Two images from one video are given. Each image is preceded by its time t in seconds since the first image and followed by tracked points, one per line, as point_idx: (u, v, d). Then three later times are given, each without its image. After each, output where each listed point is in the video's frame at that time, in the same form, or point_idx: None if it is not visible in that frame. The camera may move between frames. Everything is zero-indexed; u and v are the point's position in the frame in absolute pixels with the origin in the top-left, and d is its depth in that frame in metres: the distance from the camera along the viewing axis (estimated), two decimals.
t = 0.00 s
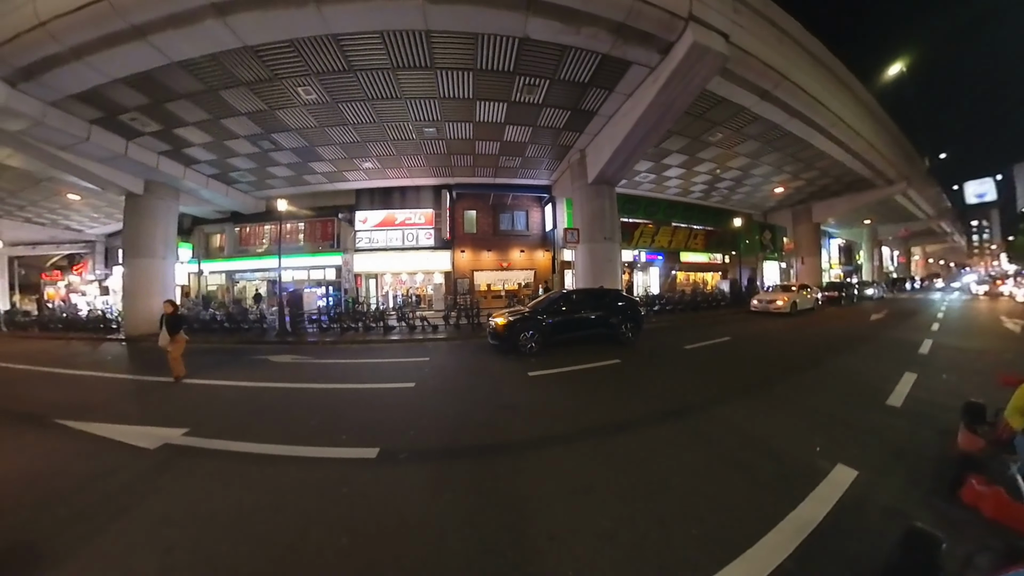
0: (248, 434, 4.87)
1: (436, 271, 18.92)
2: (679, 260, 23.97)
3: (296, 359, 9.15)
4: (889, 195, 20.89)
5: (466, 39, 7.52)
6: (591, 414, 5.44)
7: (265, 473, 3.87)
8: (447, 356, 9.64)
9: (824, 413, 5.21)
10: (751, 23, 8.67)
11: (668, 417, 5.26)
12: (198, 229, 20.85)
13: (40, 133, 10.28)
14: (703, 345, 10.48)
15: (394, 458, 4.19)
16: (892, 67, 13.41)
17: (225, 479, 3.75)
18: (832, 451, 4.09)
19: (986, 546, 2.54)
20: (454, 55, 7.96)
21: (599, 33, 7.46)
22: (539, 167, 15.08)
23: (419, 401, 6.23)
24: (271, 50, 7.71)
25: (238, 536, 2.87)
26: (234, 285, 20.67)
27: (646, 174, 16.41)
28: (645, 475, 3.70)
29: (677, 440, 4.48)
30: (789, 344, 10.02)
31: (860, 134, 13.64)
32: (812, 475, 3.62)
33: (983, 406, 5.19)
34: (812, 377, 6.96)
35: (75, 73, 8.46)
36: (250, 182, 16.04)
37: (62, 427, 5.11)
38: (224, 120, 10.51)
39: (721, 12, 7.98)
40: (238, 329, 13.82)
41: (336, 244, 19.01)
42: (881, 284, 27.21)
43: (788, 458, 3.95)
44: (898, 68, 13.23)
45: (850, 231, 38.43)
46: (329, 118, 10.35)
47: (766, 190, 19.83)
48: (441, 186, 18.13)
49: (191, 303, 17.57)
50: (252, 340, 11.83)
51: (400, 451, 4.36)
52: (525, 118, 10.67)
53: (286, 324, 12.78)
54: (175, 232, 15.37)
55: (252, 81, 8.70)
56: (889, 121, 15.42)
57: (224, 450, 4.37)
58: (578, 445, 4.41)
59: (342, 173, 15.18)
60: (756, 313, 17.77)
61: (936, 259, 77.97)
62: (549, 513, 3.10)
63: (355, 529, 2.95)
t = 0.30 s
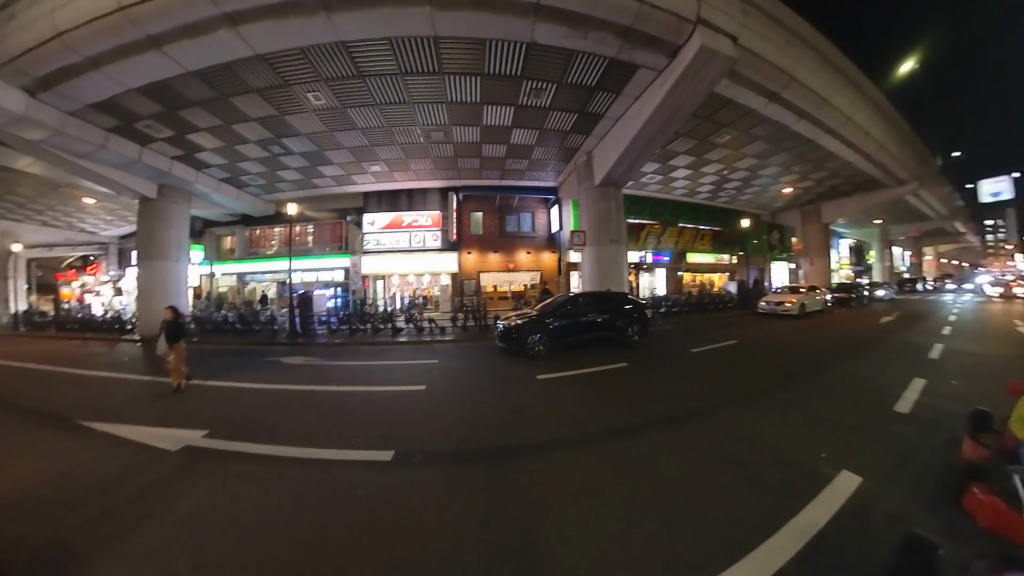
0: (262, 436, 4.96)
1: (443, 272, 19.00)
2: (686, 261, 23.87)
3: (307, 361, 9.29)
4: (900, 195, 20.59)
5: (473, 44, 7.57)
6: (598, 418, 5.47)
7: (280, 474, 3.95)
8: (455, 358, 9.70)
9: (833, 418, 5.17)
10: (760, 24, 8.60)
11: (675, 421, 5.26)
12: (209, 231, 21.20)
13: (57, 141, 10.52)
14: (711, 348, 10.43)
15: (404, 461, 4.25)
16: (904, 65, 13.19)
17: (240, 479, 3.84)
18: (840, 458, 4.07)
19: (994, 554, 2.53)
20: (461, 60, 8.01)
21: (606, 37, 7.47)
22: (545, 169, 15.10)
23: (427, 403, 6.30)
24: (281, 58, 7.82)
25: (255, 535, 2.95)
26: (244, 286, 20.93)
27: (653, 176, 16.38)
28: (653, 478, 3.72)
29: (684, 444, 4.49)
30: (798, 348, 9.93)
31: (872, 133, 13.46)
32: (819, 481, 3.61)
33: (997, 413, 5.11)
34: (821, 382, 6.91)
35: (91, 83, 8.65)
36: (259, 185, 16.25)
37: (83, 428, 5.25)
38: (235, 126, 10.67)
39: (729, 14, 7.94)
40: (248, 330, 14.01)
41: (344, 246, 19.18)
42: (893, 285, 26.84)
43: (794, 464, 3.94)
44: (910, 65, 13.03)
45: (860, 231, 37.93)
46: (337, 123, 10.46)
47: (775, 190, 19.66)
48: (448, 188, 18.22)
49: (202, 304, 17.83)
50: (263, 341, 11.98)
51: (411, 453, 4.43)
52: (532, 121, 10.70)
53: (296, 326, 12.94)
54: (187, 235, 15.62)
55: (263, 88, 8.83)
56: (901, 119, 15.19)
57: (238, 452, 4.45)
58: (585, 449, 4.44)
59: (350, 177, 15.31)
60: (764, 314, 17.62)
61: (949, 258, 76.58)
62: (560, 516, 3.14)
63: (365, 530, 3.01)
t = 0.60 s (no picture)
0: (269, 432, 4.98)
1: (451, 271, 19.04)
2: (697, 260, 23.60)
3: (315, 358, 9.35)
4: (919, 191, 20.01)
5: (478, 41, 7.56)
6: (606, 418, 5.37)
7: (286, 469, 3.96)
8: (462, 357, 9.70)
9: (851, 422, 5.00)
10: (770, 15, 8.43)
11: (685, 422, 5.14)
12: (222, 232, 21.62)
13: (75, 144, 10.80)
14: (723, 348, 10.23)
15: (408, 459, 4.21)
16: (922, 55, 12.80)
17: (245, 475, 3.84)
18: (859, 463, 3.91)
19: None
20: (467, 58, 8.02)
21: (612, 31, 7.40)
22: (553, 168, 15.04)
23: (434, 401, 6.27)
24: (289, 59, 7.92)
25: (259, 531, 2.95)
26: (256, 285, 21.26)
27: (662, 173, 16.22)
28: (662, 481, 3.63)
29: (694, 446, 4.37)
30: (814, 349, 9.68)
31: (889, 126, 13.11)
32: (837, 486, 3.46)
33: None
34: (838, 383, 6.70)
35: (106, 87, 8.87)
36: (270, 186, 16.47)
37: (98, 421, 5.37)
38: (245, 128, 10.83)
39: (738, 4, 7.80)
40: (259, 328, 14.26)
41: (353, 246, 19.34)
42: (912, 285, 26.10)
43: (810, 469, 3.80)
44: (928, 55, 12.65)
45: (877, 229, 37.05)
46: (345, 123, 10.56)
47: (788, 187, 19.31)
48: (456, 187, 18.26)
49: (215, 303, 18.16)
50: (272, 339, 12.13)
51: (417, 452, 4.40)
52: (539, 118, 10.65)
53: (305, 324, 13.10)
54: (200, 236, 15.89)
55: (272, 90, 8.95)
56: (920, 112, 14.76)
57: (246, 447, 4.49)
58: (592, 450, 4.35)
59: (358, 177, 15.43)
60: (777, 314, 17.26)
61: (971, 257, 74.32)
62: (565, 518, 3.07)
63: (367, 528, 2.98)
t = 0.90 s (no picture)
0: (279, 431, 5.00)
1: (459, 271, 19.08)
2: (709, 259, 23.39)
3: (324, 357, 9.41)
4: (941, 187, 19.39)
5: (486, 39, 7.55)
6: (618, 422, 5.28)
7: (294, 470, 3.95)
8: (471, 357, 9.66)
9: (875, 428, 4.81)
10: (785, 6, 8.24)
11: (700, 427, 5.01)
12: (235, 232, 22.06)
13: (94, 147, 11.08)
14: (737, 350, 10.02)
15: (417, 460, 4.18)
16: (945, 44, 12.36)
17: (255, 475, 3.85)
18: (886, 472, 3.74)
19: None
20: (475, 56, 7.99)
21: (622, 25, 7.31)
22: (561, 166, 14.95)
23: (443, 402, 6.24)
24: (299, 61, 8.00)
25: (266, 534, 2.93)
26: (268, 285, 21.55)
27: (673, 171, 16.03)
28: (676, 488, 3.52)
29: (709, 453, 4.26)
30: (832, 351, 9.41)
31: (910, 120, 12.71)
32: (862, 497, 3.31)
33: None
34: (860, 388, 6.47)
35: (123, 92, 9.07)
36: (281, 188, 16.69)
37: (112, 418, 5.45)
38: (257, 130, 10.97)
39: None
40: (271, 327, 14.51)
41: (363, 246, 19.49)
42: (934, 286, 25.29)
43: (833, 478, 3.65)
44: (951, 45, 12.23)
45: (896, 226, 36.04)
46: (355, 124, 10.63)
47: (803, 183, 18.92)
48: (464, 187, 18.28)
49: (228, 303, 18.47)
50: (283, 339, 12.28)
51: (425, 453, 4.37)
52: (547, 116, 10.59)
53: (315, 323, 13.25)
54: (214, 237, 16.17)
55: (283, 92, 9.06)
56: (944, 104, 14.28)
57: (256, 446, 4.50)
58: (603, 455, 4.26)
59: (367, 177, 15.53)
60: (792, 316, 16.90)
61: (996, 255, 71.88)
62: (576, 526, 2.99)
63: (375, 533, 2.93)
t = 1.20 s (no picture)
0: (287, 428, 5.03)
1: (467, 271, 19.12)
2: (719, 258, 23.14)
3: (332, 356, 9.48)
4: (960, 183, 18.86)
5: (492, 37, 7.55)
6: (626, 423, 5.20)
7: (301, 467, 3.97)
8: (477, 356, 9.63)
9: (894, 433, 4.65)
10: None
11: (712, 430, 4.90)
12: (247, 233, 22.44)
13: (110, 150, 11.33)
14: (749, 350, 9.84)
15: (423, 460, 4.16)
16: (964, 34, 12.01)
17: (262, 472, 3.86)
18: (908, 479, 3.60)
19: None
20: (481, 54, 7.99)
21: (629, 20, 7.25)
22: (569, 165, 14.89)
23: (450, 401, 6.23)
24: (307, 62, 8.08)
25: (272, 531, 2.94)
26: (278, 285, 21.81)
27: (682, 168, 15.88)
28: (687, 493, 3.44)
29: (722, 456, 4.16)
30: (848, 352, 9.17)
31: (928, 113, 12.37)
32: (883, 504, 3.19)
33: None
34: (878, 390, 6.29)
35: (138, 96, 9.25)
36: (291, 188, 16.89)
37: (123, 414, 5.53)
38: (267, 132, 11.11)
39: None
40: (281, 326, 14.72)
41: (371, 246, 19.62)
42: (954, 286, 24.60)
43: (852, 485, 3.53)
44: (971, 34, 11.88)
45: (913, 224, 35.22)
46: (362, 124, 10.72)
47: (816, 180, 18.57)
48: (472, 187, 18.32)
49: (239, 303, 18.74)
50: (292, 337, 12.43)
51: (430, 453, 4.34)
52: (554, 114, 10.55)
53: (324, 321, 13.39)
54: (225, 237, 16.43)
55: (292, 94, 9.17)
56: (964, 96, 13.86)
57: (263, 443, 4.53)
58: (612, 457, 4.19)
59: (375, 177, 15.64)
60: (805, 316, 16.59)
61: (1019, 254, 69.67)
62: (584, 531, 2.93)
63: (380, 533, 2.91)
